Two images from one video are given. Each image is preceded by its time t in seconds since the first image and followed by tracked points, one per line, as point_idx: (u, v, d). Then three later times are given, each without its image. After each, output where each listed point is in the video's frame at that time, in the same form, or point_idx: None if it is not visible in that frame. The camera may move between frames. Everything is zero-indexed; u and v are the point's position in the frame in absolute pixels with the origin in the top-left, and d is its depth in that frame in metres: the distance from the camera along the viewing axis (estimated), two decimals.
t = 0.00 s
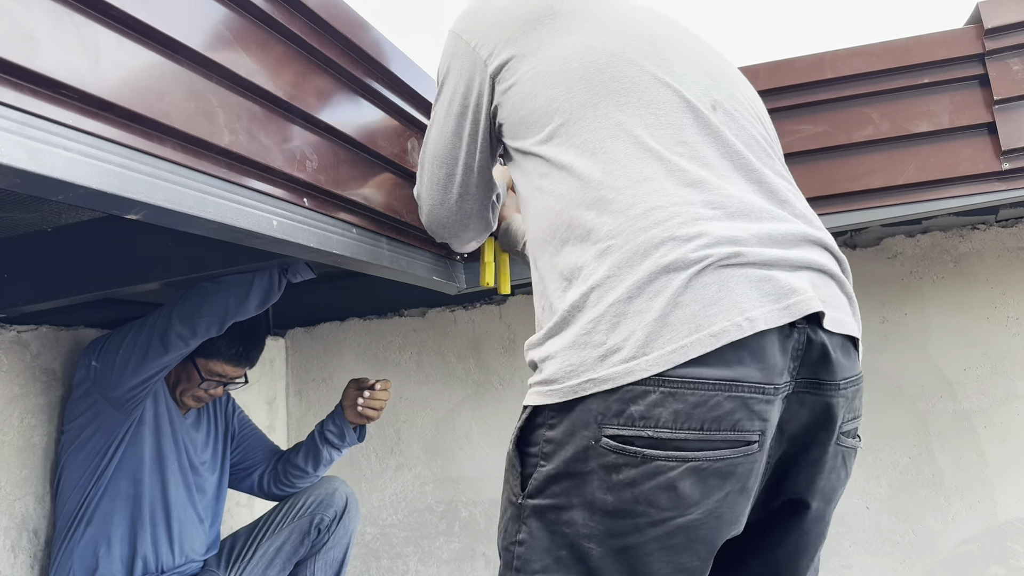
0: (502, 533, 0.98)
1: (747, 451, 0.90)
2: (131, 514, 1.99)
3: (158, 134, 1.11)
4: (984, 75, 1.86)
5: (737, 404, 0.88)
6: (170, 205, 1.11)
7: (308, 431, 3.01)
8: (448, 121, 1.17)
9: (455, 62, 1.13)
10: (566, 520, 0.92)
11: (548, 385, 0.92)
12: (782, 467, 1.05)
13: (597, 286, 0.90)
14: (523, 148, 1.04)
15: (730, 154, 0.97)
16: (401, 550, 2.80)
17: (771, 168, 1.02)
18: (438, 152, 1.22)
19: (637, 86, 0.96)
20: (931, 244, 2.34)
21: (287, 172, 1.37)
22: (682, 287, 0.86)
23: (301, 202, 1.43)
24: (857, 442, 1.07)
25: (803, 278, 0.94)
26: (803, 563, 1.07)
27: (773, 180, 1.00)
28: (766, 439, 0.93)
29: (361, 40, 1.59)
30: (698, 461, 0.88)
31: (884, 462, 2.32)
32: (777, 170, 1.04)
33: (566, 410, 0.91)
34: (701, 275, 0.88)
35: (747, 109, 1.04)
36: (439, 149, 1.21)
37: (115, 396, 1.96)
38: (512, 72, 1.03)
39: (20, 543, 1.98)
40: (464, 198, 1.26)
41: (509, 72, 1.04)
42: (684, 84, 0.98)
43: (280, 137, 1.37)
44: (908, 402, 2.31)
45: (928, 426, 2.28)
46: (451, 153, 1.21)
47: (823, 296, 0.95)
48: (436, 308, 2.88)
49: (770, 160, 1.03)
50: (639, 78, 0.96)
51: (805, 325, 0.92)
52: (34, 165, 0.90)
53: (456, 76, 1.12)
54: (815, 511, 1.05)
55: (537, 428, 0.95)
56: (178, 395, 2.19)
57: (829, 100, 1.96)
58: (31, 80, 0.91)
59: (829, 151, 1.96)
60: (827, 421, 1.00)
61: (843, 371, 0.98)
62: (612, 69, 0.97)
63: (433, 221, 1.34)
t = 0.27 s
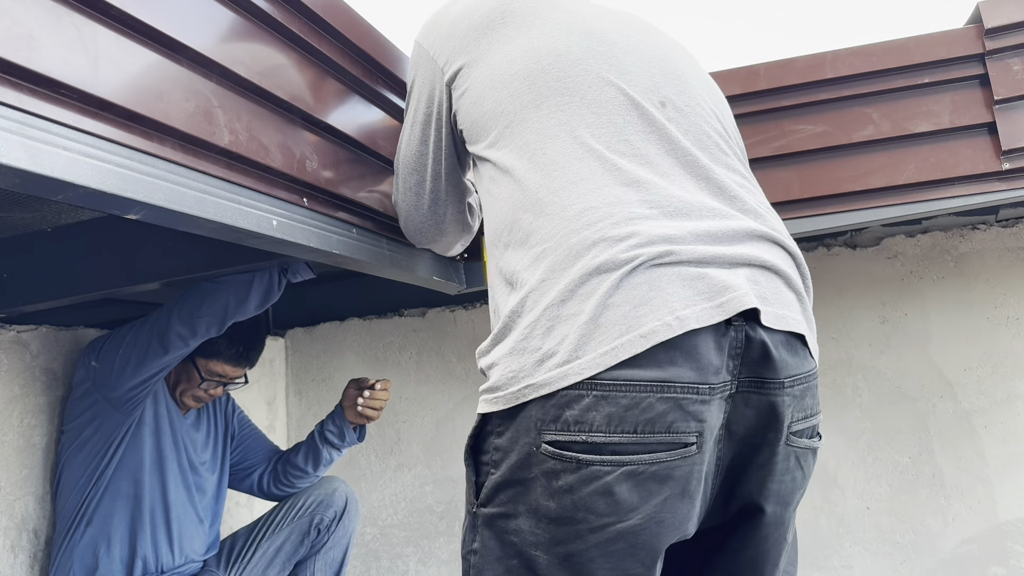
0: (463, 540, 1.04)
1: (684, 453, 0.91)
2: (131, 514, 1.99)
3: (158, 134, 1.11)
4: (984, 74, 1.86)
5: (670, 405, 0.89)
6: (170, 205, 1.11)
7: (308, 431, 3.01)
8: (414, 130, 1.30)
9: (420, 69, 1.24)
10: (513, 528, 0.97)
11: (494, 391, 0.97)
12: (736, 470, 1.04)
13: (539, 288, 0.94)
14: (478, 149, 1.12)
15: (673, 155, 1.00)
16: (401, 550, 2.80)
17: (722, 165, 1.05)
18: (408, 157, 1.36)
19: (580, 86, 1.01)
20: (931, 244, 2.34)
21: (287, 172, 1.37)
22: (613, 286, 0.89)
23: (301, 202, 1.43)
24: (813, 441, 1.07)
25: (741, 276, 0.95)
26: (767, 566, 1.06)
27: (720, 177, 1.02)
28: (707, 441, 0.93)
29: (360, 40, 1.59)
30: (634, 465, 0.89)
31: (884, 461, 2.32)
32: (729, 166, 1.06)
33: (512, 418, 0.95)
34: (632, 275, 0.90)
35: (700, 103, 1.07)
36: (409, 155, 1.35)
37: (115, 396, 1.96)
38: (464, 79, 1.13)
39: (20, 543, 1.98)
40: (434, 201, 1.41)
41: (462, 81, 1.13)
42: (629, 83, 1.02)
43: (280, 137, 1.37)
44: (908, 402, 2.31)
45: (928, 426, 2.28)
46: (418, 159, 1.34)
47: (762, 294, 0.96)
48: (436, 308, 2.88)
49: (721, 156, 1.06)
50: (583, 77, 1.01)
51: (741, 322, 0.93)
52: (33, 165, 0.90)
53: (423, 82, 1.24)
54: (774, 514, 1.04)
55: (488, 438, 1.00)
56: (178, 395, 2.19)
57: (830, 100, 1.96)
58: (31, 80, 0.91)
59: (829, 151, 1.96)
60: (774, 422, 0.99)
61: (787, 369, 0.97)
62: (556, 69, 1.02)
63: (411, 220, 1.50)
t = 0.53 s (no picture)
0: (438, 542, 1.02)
1: (639, 446, 0.90)
2: (131, 514, 1.99)
3: (158, 134, 1.11)
4: (984, 74, 1.86)
5: (625, 398, 0.90)
6: (170, 205, 1.10)
7: (308, 431, 3.01)
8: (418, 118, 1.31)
9: (415, 55, 1.24)
10: (491, 521, 0.97)
11: (462, 387, 0.97)
12: (702, 471, 1.03)
13: (502, 283, 0.95)
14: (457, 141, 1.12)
15: (640, 150, 1.00)
16: (401, 551, 2.79)
17: (692, 162, 1.06)
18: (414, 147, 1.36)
19: (553, 79, 1.01)
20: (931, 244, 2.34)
21: (287, 172, 1.37)
22: (570, 281, 0.90)
23: (301, 202, 1.43)
24: (777, 435, 1.06)
25: (698, 273, 0.95)
26: (742, 564, 1.05)
27: (687, 175, 1.02)
28: (664, 434, 0.93)
29: (359, 39, 1.58)
30: (589, 456, 0.89)
31: (884, 461, 2.32)
32: (700, 164, 1.07)
33: (480, 413, 0.96)
34: (590, 272, 0.91)
35: (675, 99, 1.07)
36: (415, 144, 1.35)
37: (115, 396, 1.96)
38: (448, 66, 1.12)
39: (20, 543, 1.98)
40: (446, 183, 1.42)
41: (446, 67, 1.13)
42: (603, 79, 1.02)
43: (280, 136, 1.37)
44: (908, 402, 2.31)
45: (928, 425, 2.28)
46: (425, 147, 1.35)
47: (717, 292, 0.97)
48: (436, 308, 2.88)
49: (692, 155, 1.06)
50: (557, 71, 1.01)
51: (696, 319, 0.94)
52: (33, 165, 0.90)
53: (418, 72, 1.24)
54: (745, 510, 1.03)
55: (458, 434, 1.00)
56: (178, 395, 2.19)
57: (830, 100, 1.96)
58: (31, 80, 0.91)
59: (829, 151, 1.96)
60: (734, 418, 0.98)
61: (743, 365, 0.98)
62: (531, 62, 1.02)
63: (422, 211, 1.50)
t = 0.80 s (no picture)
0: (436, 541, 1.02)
1: (639, 454, 0.91)
2: (131, 514, 1.99)
3: (158, 134, 1.11)
4: (984, 74, 1.86)
5: (627, 405, 0.90)
6: (170, 205, 1.10)
7: (308, 431, 3.01)
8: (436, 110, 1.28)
9: (430, 52, 1.23)
10: (492, 520, 0.97)
11: (463, 385, 0.96)
12: (693, 483, 1.04)
13: (508, 283, 0.94)
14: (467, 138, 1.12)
15: (646, 158, 1.00)
16: (401, 551, 2.79)
17: (698, 177, 1.06)
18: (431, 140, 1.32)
19: (567, 86, 1.01)
20: (931, 244, 2.34)
21: (287, 172, 1.37)
22: (578, 288, 0.90)
23: (301, 202, 1.43)
24: (765, 446, 1.09)
25: (702, 288, 0.96)
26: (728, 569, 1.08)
27: (693, 188, 1.02)
28: (662, 443, 0.94)
29: (359, 39, 1.58)
30: (589, 462, 0.90)
31: (884, 461, 2.32)
32: (704, 179, 1.07)
33: (481, 412, 0.96)
34: (597, 282, 0.91)
35: (683, 113, 1.08)
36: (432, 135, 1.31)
37: (115, 396, 1.96)
38: (463, 60, 1.12)
39: (20, 543, 1.98)
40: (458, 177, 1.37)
41: (462, 62, 1.12)
42: (615, 88, 1.02)
43: (279, 136, 1.37)
44: (908, 402, 2.31)
45: (928, 425, 2.28)
46: (443, 140, 1.32)
47: (719, 307, 0.97)
48: (436, 308, 2.88)
49: (698, 169, 1.06)
50: (570, 77, 1.01)
51: (699, 333, 0.94)
52: (33, 165, 0.90)
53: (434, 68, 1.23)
54: (734, 517, 1.05)
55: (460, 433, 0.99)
56: (178, 395, 2.19)
57: (830, 100, 1.96)
58: (31, 80, 0.91)
59: (829, 151, 1.96)
60: (729, 431, 0.99)
61: (741, 380, 0.99)
62: (545, 65, 1.02)
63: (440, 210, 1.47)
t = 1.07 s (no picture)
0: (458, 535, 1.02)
1: (663, 456, 0.91)
2: (131, 514, 2.00)
3: (157, 134, 1.11)
4: (984, 74, 1.86)
5: (653, 409, 0.90)
6: (169, 205, 1.10)
7: (308, 431, 3.01)
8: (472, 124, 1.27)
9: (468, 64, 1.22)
10: (513, 516, 0.97)
11: (493, 383, 0.97)
12: (717, 481, 1.04)
13: (538, 286, 0.94)
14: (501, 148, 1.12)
15: (675, 164, 1.00)
16: (401, 551, 2.79)
17: (729, 184, 1.05)
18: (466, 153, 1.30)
19: (602, 97, 1.00)
20: (931, 244, 2.34)
21: (287, 172, 1.37)
22: (606, 294, 0.89)
23: (300, 202, 1.43)
24: (793, 450, 1.07)
25: (729, 295, 0.95)
26: (755, 565, 1.08)
27: (721, 195, 1.02)
28: (687, 446, 0.94)
29: (360, 40, 1.57)
30: (615, 463, 0.90)
31: (884, 462, 2.32)
32: (735, 187, 1.06)
33: (509, 410, 0.97)
34: (626, 288, 0.90)
35: (715, 121, 1.07)
36: (467, 149, 1.30)
37: (115, 397, 1.96)
38: (502, 73, 1.11)
39: (20, 543, 1.98)
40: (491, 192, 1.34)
41: (501, 75, 1.11)
42: (649, 99, 1.01)
43: (279, 136, 1.37)
44: (908, 402, 2.31)
45: (928, 425, 2.28)
46: (479, 154, 1.30)
47: (746, 313, 0.96)
48: (436, 308, 2.88)
49: (729, 176, 1.06)
50: (606, 88, 1.00)
51: (725, 340, 0.94)
52: (33, 165, 0.90)
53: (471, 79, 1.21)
54: (757, 519, 1.05)
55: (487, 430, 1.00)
56: (178, 395, 2.18)
57: (830, 100, 1.96)
58: (31, 80, 0.91)
59: (829, 151, 1.96)
60: (754, 433, 0.99)
61: (766, 385, 0.98)
62: (581, 77, 1.01)
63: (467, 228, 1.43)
